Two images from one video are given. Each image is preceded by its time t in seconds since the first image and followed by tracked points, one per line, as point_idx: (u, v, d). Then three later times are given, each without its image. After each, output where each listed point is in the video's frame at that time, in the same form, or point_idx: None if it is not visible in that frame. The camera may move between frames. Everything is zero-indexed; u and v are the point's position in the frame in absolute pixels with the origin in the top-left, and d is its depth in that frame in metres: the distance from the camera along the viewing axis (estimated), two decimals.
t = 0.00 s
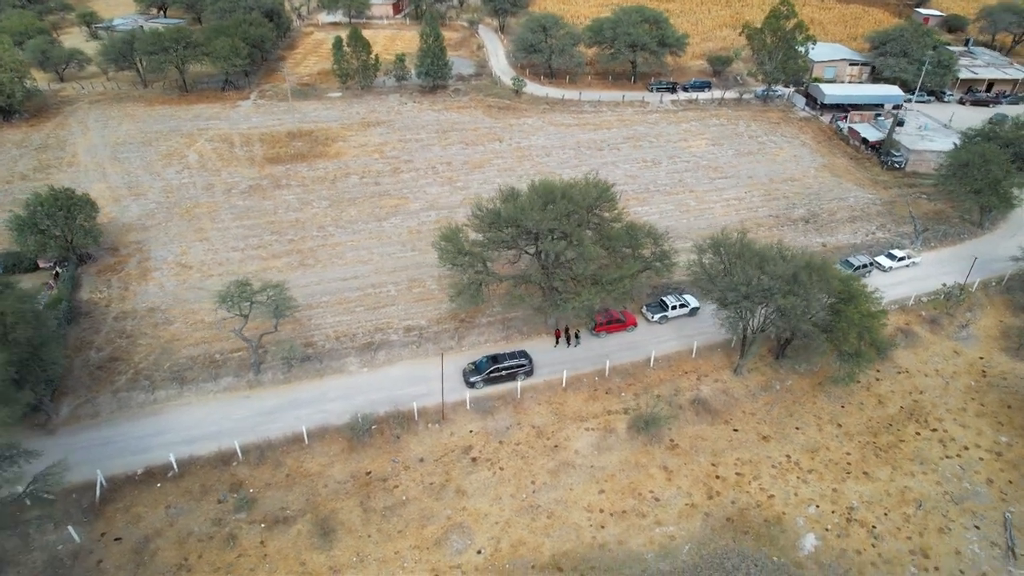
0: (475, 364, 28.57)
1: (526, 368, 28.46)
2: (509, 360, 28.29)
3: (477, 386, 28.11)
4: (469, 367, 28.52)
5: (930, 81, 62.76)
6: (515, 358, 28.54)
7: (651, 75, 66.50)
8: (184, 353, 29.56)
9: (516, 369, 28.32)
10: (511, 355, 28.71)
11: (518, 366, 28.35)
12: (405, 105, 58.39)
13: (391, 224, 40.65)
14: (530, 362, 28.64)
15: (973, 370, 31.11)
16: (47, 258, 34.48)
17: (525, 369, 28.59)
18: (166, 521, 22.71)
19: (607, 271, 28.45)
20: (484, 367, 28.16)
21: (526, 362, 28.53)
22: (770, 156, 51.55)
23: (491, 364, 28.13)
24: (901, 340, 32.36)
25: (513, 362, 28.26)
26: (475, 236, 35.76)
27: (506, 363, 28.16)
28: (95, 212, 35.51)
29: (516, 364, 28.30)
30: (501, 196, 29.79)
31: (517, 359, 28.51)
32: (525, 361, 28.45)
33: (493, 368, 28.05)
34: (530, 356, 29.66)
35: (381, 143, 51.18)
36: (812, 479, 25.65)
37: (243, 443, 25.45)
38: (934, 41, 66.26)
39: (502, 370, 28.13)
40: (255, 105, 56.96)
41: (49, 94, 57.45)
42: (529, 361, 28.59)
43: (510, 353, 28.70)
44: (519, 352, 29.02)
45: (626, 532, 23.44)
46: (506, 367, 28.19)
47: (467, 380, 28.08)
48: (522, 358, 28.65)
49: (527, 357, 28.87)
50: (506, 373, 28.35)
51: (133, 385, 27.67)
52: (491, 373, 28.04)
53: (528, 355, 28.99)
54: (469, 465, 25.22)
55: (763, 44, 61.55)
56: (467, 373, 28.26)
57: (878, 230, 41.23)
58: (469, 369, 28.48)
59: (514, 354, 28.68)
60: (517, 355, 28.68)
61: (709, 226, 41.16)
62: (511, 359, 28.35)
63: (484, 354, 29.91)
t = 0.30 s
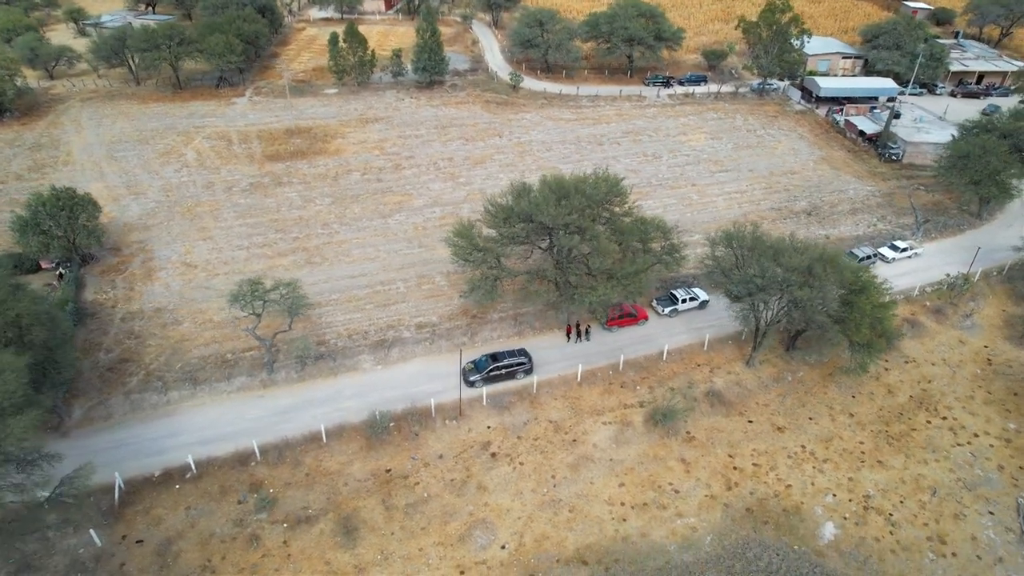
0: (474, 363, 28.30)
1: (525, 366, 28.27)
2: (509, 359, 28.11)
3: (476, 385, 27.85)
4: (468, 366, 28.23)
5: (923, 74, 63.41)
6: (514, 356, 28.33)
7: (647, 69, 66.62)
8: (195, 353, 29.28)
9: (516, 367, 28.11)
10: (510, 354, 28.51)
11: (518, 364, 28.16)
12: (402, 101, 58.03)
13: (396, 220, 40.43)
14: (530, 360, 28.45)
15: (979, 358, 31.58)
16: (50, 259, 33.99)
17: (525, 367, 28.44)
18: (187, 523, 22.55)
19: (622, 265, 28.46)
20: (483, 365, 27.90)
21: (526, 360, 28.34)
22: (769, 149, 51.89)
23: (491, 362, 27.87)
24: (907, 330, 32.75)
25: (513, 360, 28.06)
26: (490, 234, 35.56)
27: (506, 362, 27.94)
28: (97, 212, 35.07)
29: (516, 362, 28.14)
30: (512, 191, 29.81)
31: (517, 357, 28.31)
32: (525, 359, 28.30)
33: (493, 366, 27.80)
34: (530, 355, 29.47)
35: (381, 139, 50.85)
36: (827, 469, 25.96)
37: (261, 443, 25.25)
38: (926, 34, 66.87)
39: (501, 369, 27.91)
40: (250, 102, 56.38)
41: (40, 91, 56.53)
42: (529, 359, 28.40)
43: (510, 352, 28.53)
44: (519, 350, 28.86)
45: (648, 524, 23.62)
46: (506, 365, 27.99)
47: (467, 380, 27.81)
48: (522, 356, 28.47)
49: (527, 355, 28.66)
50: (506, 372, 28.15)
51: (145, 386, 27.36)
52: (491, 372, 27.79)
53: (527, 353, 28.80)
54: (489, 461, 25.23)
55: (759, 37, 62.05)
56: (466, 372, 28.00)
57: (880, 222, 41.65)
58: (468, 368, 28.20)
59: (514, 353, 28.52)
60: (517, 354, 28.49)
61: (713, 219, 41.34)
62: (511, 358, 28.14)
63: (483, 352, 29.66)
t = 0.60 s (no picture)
0: (473, 362, 28.14)
1: (525, 365, 28.16)
2: (509, 357, 27.97)
3: (476, 384, 27.67)
4: (468, 366, 28.05)
5: (915, 66, 64.07)
6: (514, 354, 28.22)
7: (644, 63, 66.73)
8: (207, 353, 29.01)
9: (516, 366, 27.99)
10: (510, 352, 28.38)
11: (518, 362, 28.05)
12: (400, 97, 57.66)
13: (401, 217, 40.25)
14: (529, 358, 28.34)
15: (984, 347, 32.06)
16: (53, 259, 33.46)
17: (525, 365, 28.31)
18: (210, 523, 22.39)
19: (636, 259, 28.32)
20: (483, 364, 27.75)
21: (526, 358, 28.24)
22: (768, 143, 52.22)
23: (491, 361, 27.72)
24: (914, 320, 33.16)
25: (513, 359, 27.92)
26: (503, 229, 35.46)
27: (506, 360, 27.81)
28: (100, 211, 34.52)
29: (516, 361, 28.01)
30: (524, 186, 29.85)
31: (517, 355, 28.19)
32: (525, 357, 28.18)
33: (493, 365, 27.64)
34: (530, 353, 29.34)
35: (381, 136, 50.54)
36: (843, 458, 26.26)
37: (280, 442, 25.10)
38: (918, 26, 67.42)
39: (501, 368, 27.77)
40: (246, 99, 55.81)
41: (30, 89, 55.62)
42: (528, 357, 28.29)
43: (510, 351, 28.39)
44: (518, 348, 28.74)
45: (670, 516, 23.80)
46: (505, 364, 27.82)
47: (467, 379, 27.64)
48: (521, 354, 28.36)
49: (526, 353, 28.55)
50: (506, 370, 27.98)
51: (158, 387, 27.05)
52: (491, 370, 27.63)
53: (527, 352, 28.67)
54: (509, 456, 25.25)
55: (754, 31, 62.37)
56: (466, 371, 27.85)
57: (881, 213, 42.09)
58: (468, 367, 28.04)
59: (514, 351, 28.40)
60: (517, 352, 28.37)
61: (717, 212, 41.54)
62: (511, 356, 28.02)
63: (483, 351, 29.50)
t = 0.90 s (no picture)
0: (473, 362, 27.81)
1: (525, 363, 27.86)
2: (508, 356, 27.65)
3: (477, 383, 27.31)
4: (468, 365, 27.71)
5: (908, 59, 64.69)
6: (514, 353, 27.90)
7: (640, 58, 66.83)
8: (219, 353, 28.73)
9: (516, 365, 27.69)
10: (510, 351, 28.05)
11: (518, 361, 27.74)
12: (398, 93, 57.27)
13: (407, 213, 40.06)
14: (530, 357, 28.05)
15: (990, 335, 32.55)
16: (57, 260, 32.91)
17: (524, 364, 28.00)
18: (233, 524, 22.24)
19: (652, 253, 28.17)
20: (483, 363, 27.42)
21: (526, 357, 27.94)
22: (767, 136, 52.52)
23: (490, 360, 27.38)
24: (920, 310, 33.56)
25: (513, 358, 27.60)
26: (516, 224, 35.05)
27: (506, 359, 27.49)
28: (104, 211, 34.07)
29: (516, 360, 27.71)
30: (537, 182, 30.01)
31: (517, 354, 27.89)
32: (525, 356, 27.88)
33: (493, 364, 27.31)
34: (529, 352, 29.02)
35: (381, 132, 50.22)
36: (858, 446, 26.57)
37: (302, 441, 24.96)
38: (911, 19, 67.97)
39: (502, 367, 27.44)
40: (243, 96, 55.21)
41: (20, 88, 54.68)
42: (528, 355, 27.99)
43: (509, 350, 28.05)
44: (518, 347, 28.41)
45: (691, 507, 24.00)
46: (505, 363, 27.48)
47: (467, 378, 27.28)
48: (521, 353, 28.04)
49: (526, 352, 28.24)
50: (507, 370, 27.67)
51: (171, 388, 26.73)
52: (491, 370, 27.29)
53: (527, 350, 28.36)
54: (530, 451, 25.31)
55: (750, 25, 62.67)
56: (466, 371, 27.50)
57: (882, 205, 42.50)
58: (468, 367, 27.69)
59: (514, 350, 28.07)
60: (516, 351, 28.06)
61: (722, 206, 41.75)
62: (512, 355, 27.72)
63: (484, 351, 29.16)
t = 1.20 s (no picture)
0: (473, 362, 27.60)
1: (526, 363, 27.65)
2: (509, 356, 27.39)
3: (477, 384, 27.07)
4: (468, 366, 27.47)
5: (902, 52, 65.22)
6: (514, 353, 27.66)
7: (636, 52, 66.95)
8: (233, 353, 28.46)
9: (516, 365, 27.45)
10: (511, 351, 27.78)
11: (518, 361, 27.49)
12: (396, 89, 56.94)
13: (413, 210, 39.89)
14: (530, 357, 27.84)
15: (995, 324, 33.04)
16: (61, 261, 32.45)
17: (525, 364, 27.77)
18: (258, 525, 22.10)
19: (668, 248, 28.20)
20: (483, 364, 27.21)
21: (526, 356, 27.70)
22: (766, 129, 52.81)
23: (490, 361, 27.14)
24: (926, 300, 33.95)
25: (513, 358, 27.36)
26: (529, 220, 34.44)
27: (507, 359, 27.25)
28: (108, 211, 33.64)
29: (517, 360, 27.47)
30: (551, 177, 29.96)
31: (517, 354, 27.64)
32: (525, 356, 27.65)
33: (493, 365, 27.07)
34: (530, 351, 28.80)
35: (382, 129, 49.91)
36: (873, 436, 26.89)
37: (322, 440, 24.83)
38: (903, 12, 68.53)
39: (502, 367, 27.20)
40: (239, 93, 54.64)
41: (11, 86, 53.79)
42: (529, 355, 27.73)
43: (510, 350, 27.78)
44: (518, 346, 28.15)
45: (714, 499, 24.20)
46: (505, 363, 27.23)
47: (467, 379, 27.05)
48: (521, 353, 27.77)
49: (526, 351, 28.01)
50: (508, 369, 27.43)
51: (186, 389, 26.43)
52: (492, 370, 27.06)
53: (527, 350, 28.11)
54: (550, 446, 25.37)
55: (745, 18, 63.11)
56: (466, 371, 27.27)
57: (884, 197, 42.90)
58: (468, 367, 27.47)
59: (514, 350, 27.80)
60: (517, 351, 27.78)
61: (726, 199, 41.97)
62: (512, 355, 27.46)
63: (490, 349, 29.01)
